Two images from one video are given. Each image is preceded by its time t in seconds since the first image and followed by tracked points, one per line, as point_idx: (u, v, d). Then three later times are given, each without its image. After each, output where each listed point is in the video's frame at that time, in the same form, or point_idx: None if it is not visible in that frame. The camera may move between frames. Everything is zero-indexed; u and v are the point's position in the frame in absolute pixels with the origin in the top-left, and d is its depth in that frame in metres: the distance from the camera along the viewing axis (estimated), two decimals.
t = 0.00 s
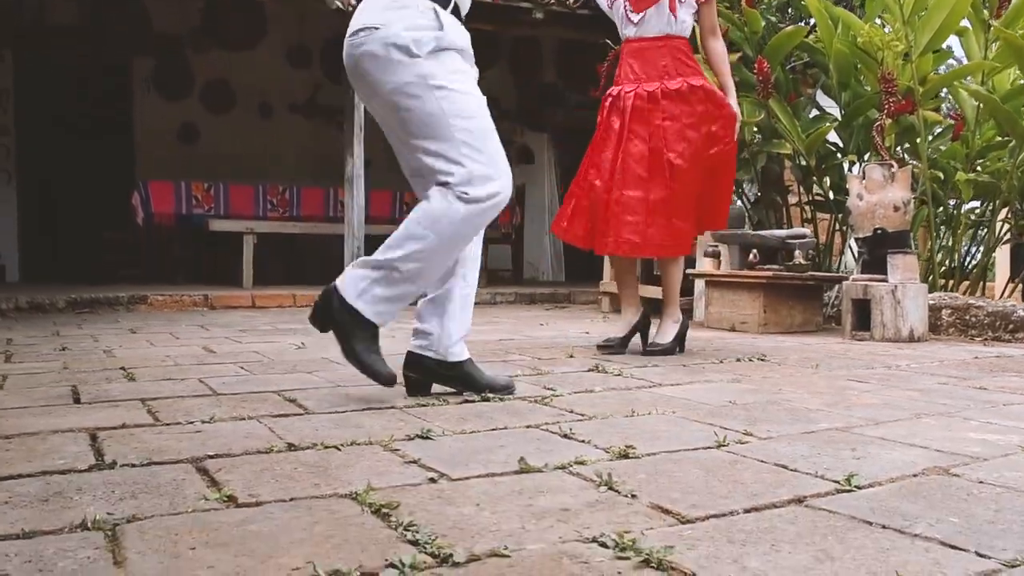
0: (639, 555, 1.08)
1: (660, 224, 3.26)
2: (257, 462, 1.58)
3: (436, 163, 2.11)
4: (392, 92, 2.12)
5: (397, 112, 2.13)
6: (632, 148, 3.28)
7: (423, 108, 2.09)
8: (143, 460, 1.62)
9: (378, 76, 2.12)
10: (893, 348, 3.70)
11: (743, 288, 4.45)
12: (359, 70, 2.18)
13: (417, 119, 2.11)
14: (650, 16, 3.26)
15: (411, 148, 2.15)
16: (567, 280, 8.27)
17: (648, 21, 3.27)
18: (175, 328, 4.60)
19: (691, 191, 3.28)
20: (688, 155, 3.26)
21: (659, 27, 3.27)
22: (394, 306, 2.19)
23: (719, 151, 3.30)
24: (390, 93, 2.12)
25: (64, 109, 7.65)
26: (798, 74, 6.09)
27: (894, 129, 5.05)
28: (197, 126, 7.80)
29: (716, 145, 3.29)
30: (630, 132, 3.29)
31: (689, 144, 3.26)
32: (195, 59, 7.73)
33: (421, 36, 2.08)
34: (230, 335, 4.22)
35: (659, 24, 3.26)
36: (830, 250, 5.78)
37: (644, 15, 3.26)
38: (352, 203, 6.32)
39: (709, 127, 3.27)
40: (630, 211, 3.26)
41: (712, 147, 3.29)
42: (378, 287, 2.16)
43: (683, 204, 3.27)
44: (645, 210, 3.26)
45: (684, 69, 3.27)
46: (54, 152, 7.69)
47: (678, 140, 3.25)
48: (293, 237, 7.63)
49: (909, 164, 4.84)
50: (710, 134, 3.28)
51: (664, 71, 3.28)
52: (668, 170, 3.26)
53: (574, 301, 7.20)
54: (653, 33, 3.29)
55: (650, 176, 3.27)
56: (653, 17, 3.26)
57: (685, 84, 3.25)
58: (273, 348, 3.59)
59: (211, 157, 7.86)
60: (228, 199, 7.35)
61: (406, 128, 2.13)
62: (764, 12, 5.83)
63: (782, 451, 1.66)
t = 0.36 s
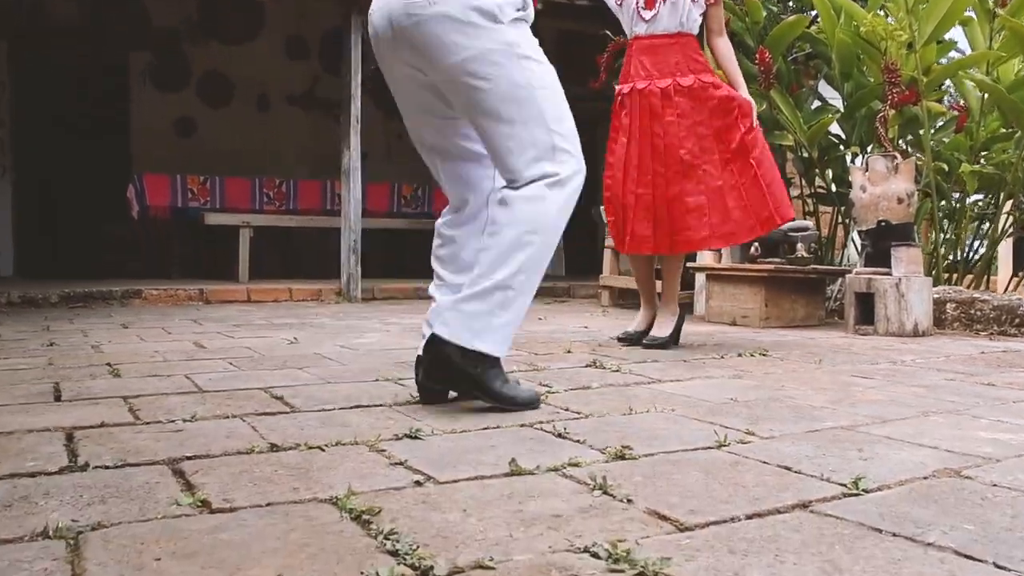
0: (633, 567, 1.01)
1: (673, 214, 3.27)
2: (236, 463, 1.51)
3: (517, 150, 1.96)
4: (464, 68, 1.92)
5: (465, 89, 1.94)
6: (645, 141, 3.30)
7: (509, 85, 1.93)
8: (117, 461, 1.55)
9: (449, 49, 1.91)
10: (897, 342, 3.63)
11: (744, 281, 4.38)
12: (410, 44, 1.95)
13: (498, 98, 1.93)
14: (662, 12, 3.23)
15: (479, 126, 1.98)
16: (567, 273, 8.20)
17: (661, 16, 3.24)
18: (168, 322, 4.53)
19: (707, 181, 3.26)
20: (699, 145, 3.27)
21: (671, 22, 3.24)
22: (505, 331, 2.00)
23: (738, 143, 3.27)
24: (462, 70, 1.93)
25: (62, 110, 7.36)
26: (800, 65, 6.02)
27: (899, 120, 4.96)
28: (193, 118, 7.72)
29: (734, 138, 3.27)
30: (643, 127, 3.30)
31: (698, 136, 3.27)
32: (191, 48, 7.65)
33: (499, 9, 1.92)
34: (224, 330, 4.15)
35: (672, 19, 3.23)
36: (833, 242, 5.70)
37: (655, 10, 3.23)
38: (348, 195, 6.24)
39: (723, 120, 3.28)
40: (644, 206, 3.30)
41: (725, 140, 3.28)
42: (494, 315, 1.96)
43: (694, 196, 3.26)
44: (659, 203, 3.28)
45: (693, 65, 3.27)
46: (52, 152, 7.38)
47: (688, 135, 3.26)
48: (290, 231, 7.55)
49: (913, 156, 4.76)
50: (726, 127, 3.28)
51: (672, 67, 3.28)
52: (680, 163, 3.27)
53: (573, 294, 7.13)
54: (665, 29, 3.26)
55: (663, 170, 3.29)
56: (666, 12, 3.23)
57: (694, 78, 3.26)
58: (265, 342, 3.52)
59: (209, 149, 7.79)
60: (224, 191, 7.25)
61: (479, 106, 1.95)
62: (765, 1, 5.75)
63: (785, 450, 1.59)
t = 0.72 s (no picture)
0: None
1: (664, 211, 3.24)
2: (200, 495, 1.40)
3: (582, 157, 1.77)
4: (532, 59, 1.70)
5: (526, 89, 1.72)
6: (649, 142, 3.27)
7: (574, 86, 1.73)
8: (73, 491, 1.44)
9: (518, 38, 1.68)
10: (905, 346, 3.53)
11: (746, 280, 4.27)
12: (471, 26, 1.69)
13: (563, 100, 1.73)
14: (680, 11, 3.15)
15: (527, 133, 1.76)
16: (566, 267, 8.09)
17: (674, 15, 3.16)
18: (155, 323, 4.42)
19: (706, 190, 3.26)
20: (701, 153, 3.26)
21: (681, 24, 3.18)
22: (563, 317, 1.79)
23: (726, 159, 3.31)
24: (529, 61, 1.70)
25: (63, 109, 7.58)
26: (804, 57, 5.90)
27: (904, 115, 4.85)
28: (187, 111, 7.59)
29: (724, 153, 3.31)
30: (650, 127, 3.26)
31: (703, 145, 3.26)
32: (185, 40, 7.52)
33: (578, 0, 1.71)
34: (212, 332, 4.04)
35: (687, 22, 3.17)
36: (837, 238, 5.60)
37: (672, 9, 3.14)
38: (344, 191, 6.13)
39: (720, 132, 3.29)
40: (643, 209, 3.26)
41: (719, 152, 3.30)
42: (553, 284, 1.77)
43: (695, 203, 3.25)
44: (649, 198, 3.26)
45: (702, 71, 3.26)
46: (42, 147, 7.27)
47: (697, 142, 3.25)
48: (285, 226, 7.44)
49: (919, 151, 4.66)
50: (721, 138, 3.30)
51: (684, 69, 3.24)
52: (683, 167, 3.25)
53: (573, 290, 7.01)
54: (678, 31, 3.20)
55: (663, 173, 3.26)
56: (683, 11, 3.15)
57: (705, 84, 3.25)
58: (251, 346, 3.41)
59: (204, 142, 7.67)
60: (218, 186, 7.16)
61: (539, 111, 1.73)
62: None
63: (790, 479, 1.48)
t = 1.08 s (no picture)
0: None
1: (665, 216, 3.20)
2: (163, 558, 1.32)
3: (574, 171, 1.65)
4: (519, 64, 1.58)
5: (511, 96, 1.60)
6: (657, 147, 3.22)
7: (562, 95, 1.61)
8: (27, 551, 1.35)
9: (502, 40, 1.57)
10: (912, 349, 3.44)
11: (748, 278, 4.17)
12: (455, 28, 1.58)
13: (549, 110, 1.61)
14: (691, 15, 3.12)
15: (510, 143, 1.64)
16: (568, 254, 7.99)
17: (685, 21, 3.13)
18: (146, 322, 4.33)
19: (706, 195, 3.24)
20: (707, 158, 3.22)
21: (693, 30, 3.14)
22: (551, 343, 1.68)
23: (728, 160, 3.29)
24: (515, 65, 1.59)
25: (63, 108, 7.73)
26: (808, 43, 5.78)
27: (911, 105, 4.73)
28: (184, 97, 7.48)
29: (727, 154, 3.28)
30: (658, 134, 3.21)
31: (712, 151, 3.22)
32: (182, 25, 7.39)
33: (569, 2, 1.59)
34: (203, 334, 3.95)
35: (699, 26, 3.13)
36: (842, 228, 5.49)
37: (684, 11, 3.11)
38: (341, 181, 6.03)
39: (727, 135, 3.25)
40: (648, 215, 3.23)
41: (724, 155, 3.27)
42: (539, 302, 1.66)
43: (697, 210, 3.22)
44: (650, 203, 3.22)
45: (713, 76, 3.21)
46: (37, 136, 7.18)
47: (705, 149, 3.21)
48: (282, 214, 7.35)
49: (926, 144, 4.55)
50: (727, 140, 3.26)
51: (695, 77, 3.19)
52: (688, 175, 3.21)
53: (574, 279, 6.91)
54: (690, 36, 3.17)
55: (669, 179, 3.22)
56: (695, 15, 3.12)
57: (716, 91, 3.20)
58: (239, 353, 3.32)
59: (202, 130, 7.57)
60: (215, 173, 7.04)
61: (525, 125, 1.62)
62: None
63: (790, 534, 1.39)
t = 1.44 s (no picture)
0: None
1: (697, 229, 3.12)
2: None
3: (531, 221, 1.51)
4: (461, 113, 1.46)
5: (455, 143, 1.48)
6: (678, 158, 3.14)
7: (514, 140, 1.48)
8: None
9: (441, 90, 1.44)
10: (917, 364, 3.36)
11: (752, 284, 4.10)
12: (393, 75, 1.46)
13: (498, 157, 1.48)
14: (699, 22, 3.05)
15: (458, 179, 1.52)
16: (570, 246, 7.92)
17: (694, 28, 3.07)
18: (141, 330, 4.26)
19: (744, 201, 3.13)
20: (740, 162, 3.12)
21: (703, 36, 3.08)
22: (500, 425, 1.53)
23: (773, 161, 3.17)
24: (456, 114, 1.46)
25: (63, 109, 7.84)
26: (813, 36, 5.69)
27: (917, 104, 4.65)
28: (184, 89, 7.40)
29: (771, 155, 3.16)
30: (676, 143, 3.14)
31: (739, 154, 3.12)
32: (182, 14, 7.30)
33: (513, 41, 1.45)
34: (197, 345, 3.88)
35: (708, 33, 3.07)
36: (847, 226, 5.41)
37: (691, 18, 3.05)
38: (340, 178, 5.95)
39: (763, 137, 3.14)
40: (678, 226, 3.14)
41: (765, 156, 3.15)
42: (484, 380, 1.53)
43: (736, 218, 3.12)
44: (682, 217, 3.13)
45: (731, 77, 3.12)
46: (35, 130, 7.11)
47: (730, 152, 3.11)
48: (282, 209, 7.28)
49: (933, 145, 4.48)
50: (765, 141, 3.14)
51: (710, 80, 3.11)
52: (720, 180, 3.11)
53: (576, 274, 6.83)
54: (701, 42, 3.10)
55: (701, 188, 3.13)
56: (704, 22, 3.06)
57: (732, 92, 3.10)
58: (232, 371, 3.25)
59: (202, 123, 7.49)
60: (214, 168, 6.99)
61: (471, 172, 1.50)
62: None
63: None
